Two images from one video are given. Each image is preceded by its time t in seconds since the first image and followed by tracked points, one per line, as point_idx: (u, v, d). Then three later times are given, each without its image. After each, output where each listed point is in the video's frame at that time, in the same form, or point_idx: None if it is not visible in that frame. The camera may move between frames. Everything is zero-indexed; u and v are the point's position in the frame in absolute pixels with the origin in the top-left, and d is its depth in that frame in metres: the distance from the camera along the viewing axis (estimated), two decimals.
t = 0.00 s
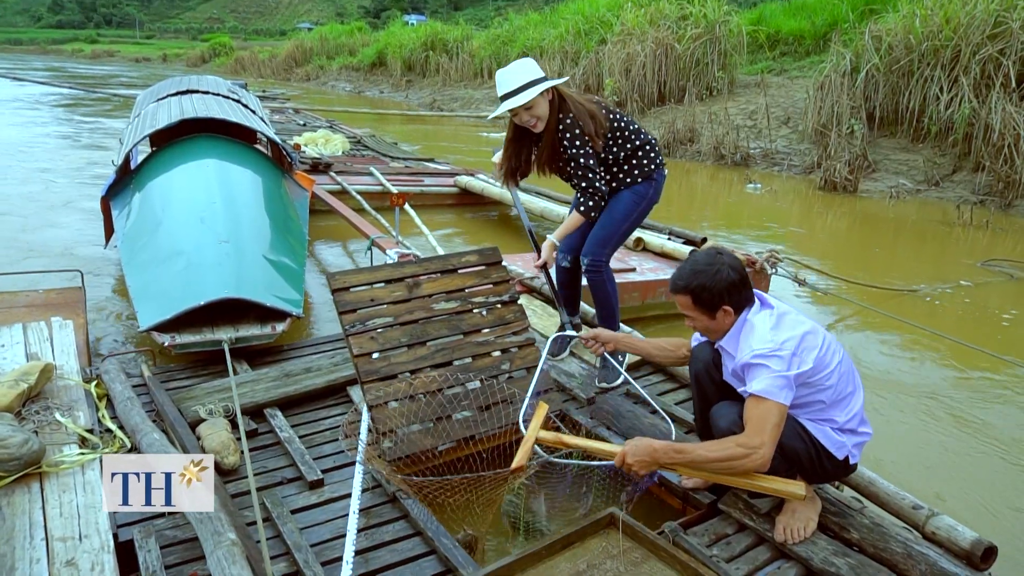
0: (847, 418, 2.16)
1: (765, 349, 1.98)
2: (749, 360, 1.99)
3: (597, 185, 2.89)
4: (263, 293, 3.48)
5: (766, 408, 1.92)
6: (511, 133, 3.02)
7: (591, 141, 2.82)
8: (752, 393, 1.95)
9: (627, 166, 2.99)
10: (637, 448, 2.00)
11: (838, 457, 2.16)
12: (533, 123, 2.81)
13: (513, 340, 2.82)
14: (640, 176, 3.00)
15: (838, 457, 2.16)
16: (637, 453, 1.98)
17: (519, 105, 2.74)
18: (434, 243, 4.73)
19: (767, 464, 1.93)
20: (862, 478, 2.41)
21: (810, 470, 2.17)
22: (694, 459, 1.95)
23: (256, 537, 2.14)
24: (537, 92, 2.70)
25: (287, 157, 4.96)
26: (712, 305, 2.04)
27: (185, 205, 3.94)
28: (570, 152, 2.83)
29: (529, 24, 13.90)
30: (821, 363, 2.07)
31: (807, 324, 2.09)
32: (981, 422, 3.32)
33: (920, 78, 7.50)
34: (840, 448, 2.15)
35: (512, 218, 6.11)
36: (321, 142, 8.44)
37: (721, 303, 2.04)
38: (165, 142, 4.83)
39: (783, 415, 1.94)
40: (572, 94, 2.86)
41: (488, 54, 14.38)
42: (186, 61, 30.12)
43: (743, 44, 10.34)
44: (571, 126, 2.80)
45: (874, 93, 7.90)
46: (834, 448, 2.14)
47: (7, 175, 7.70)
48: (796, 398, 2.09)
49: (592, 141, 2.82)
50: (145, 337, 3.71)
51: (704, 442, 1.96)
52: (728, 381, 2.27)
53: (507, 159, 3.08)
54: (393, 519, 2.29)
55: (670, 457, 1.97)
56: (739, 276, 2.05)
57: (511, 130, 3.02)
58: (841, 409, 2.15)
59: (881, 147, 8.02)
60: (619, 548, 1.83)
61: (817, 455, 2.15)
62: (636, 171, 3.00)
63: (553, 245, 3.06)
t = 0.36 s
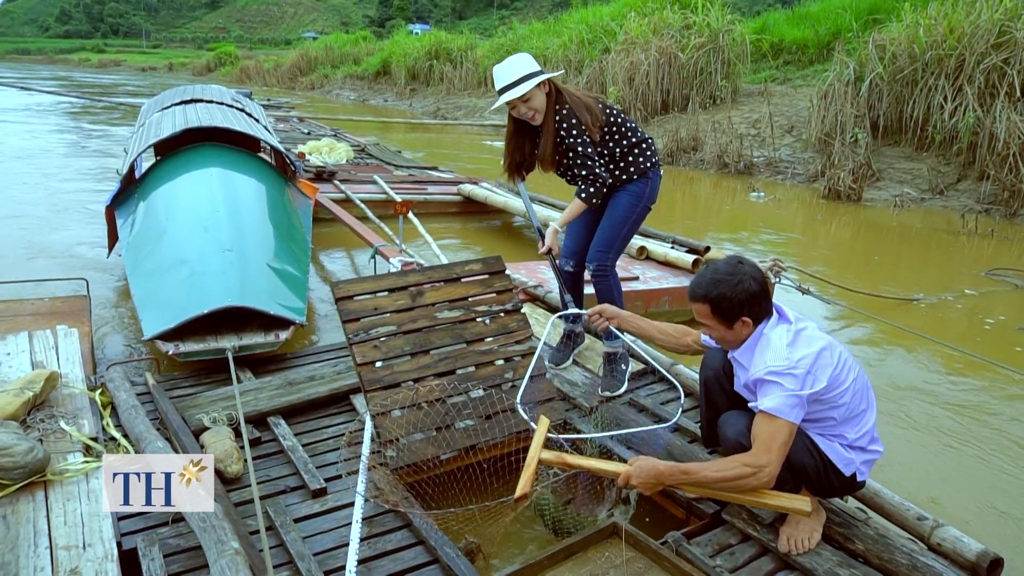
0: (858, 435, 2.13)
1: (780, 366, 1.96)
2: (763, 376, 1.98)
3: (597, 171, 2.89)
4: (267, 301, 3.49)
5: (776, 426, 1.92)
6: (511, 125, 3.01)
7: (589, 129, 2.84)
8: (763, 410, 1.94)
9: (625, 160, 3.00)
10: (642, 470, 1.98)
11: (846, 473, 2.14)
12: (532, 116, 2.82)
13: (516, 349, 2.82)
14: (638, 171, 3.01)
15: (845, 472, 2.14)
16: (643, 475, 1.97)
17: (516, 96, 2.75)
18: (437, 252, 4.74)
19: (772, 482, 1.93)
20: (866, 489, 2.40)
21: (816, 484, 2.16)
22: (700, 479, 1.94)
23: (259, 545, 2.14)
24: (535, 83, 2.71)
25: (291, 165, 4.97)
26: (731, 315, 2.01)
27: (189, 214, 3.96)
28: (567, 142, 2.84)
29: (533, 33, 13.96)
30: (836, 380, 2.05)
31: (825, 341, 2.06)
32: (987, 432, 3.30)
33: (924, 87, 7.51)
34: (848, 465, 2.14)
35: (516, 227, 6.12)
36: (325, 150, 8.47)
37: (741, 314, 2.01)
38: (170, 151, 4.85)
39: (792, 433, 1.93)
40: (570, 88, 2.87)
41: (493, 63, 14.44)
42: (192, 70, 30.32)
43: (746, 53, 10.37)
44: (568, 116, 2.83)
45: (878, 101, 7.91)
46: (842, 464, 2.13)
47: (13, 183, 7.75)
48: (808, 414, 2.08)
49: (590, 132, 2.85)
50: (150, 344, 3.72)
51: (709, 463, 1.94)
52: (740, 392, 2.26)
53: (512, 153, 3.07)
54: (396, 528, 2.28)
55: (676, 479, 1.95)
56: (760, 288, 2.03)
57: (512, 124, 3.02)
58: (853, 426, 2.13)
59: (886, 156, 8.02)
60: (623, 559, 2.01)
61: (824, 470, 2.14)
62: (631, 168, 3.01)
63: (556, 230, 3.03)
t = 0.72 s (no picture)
0: (867, 408, 2.13)
1: (777, 358, 1.95)
2: (760, 369, 1.97)
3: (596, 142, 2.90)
4: (267, 308, 3.49)
5: (778, 416, 1.91)
6: (507, 111, 3.08)
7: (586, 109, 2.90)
8: (763, 403, 1.94)
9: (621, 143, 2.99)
10: (652, 474, 2.04)
11: (860, 449, 2.14)
12: (528, 97, 2.87)
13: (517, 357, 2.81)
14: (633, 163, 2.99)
15: (859, 449, 2.14)
16: (653, 479, 2.03)
17: (511, 77, 2.79)
18: (438, 258, 4.73)
19: (781, 473, 1.94)
20: (867, 497, 2.39)
21: (830, 463, 2.17)
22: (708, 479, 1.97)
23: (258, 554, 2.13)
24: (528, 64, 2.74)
25: (292, 172, 4.98)
26: (731, 302, 2.00)
27: (190, 221, 3.96)
28: (563, 119, 2.88)
29: (534, 40, 14.01)
30: (837, 359, 2.02)
31: (822, 318, 2.03)
32: (988, 439, 3.29)
33: (925, 94, 7.52)
34: (861, 441, 2.13)
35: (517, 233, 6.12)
36: (326, 157, 8.48)
37: (741, 302, 2.00)
38: (171, 158, 4.87)
39: (796, 422, 1.93)
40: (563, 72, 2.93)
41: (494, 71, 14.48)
42: (194, 77, 30.46)
43: (747, 60, 10.39)
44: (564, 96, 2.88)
45: (879, 108, 7.92)
46: (854, 441, 2.13)
47: (15, 189, 7.77)
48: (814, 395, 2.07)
49: (585, 114, 2.91)
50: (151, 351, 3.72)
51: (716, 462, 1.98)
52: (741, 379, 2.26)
53: (507, 138, 3.14)
54: (395, 536, 2.28)
55: (685, 480, 2.00)
56: (760, 274, 2.02)
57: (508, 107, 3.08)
58: (861, 400, 2.12)
59: (886, 163, 8.03)
60: (623, 567, 2.02)
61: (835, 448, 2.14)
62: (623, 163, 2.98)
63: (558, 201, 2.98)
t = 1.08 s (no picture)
0: (874, 348, 2.13)
1: (784, 317, 1.94)
2: (768, 328, 1.96)
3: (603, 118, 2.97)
4: (268, 315, 3.49)
5: (784, 374, 1.92)
6: (508, 93, 3.15)
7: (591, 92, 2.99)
8: (771, 362, 1.94)
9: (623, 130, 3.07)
10: (664, 459, 2.02)
11: (868, 395, 2.16)
12: (533, 75, 2.95)
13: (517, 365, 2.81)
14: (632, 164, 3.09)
15: (867, 394, 2.15)
16: (666, 465, 2.00)
17: (519, 51, 2.89)
18: (438, 265, 4.73)
19: (786, 430, 1.96)
20: (868, 506, 2.39)
21: (842, 412, 2.18)
22: (718, 455, 2.00)
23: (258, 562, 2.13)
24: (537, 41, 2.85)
25: (293, 179, 4.99)
26: (742, 257, 1.97)
27: (192, 227, 3.97)
28: (569, 95, 2.95)
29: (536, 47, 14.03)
30: (844, 306, 2.01)
31: (829, 268, 2.01)
32: (989, 447, 3.29)
33: (925, 101, 7.52)
34: (870, 386, 2.15)
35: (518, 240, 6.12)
36: (328, 163, 8.49)
37: (753, 255, 1.98)
38: (172, 164, 4.87)
39: (802, 380, 1.94)
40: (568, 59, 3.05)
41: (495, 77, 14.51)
42: (196, 83, 30.53)
43: (747, 67, 10.41)
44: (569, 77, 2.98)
45: (879, 115, 7.93)
46: (863, 387, 2.14)
47: (16, 195, 7.78)
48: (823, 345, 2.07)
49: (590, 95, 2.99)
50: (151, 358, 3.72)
51: (722, 437, 2.01)
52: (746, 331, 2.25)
53: (508, 123, 3.20)
54: (396, 544, 2.28)
55: (697, 460, 2.00)
56: (772, 226, 1.99)
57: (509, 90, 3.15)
58: (869, 340, 2.12)
59: (887, 170, 8.04)
60: None
61: (843, 398, 2.16)
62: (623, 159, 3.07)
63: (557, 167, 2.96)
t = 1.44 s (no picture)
0: (867, 332, 2.12)
1: (784, 314, 1.91)
2: (767, 326, 1.94)
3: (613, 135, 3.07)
4: (264, 347, 3.49)
5: (782, 373, 1.91)
6: (523, 108, 3.25)
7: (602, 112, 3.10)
8: (768, 360, 1.92)
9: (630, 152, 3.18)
10: (671, 494, 2.06)
11: (863, 381, 2.15)
12: (548, 94, 3.05)
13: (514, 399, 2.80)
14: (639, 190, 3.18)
15: (862, 380, 2.15)
16: (673, 498, 2.05)
17: (538, 69, 2.99)
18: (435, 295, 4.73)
19: (778, 424, 1.96)
20: (867, 543, 2.38)
21: (838, 403, 2.18)
22: (721, 473, 2.00)
23: None
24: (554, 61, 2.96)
25: (290, 209, 5.01)
26: (746, 252, 1.95)
27: (189, 257, 3.98)
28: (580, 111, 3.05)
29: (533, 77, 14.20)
30: (841, 294, 1.99)
31: (827, 258, 1.98)
32: (988, 478, 3.26)
33: (917, 132, 7.60)
34: (865, 372, 2.14)
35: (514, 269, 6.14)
36: (326, 192, 8.53)
37: (757, 250, 1.95)
38: (170, 194, 4.89)
39: (798, 376, 1.93)
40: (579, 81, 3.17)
41: (492, 107, 14.64)
42: (195, 111, 30.77)
43: (741, 97, 10.53)
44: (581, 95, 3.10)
45: (872, 146, 8.01)
46: (859, 375, 2.14)
47: (13, 222, 7.79)
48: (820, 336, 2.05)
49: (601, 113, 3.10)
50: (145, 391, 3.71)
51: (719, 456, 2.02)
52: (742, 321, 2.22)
53: (523, 137, 3.29)
54: None
55: (702, 486, 2.02)
56: (774, 218, 1.97)
57: (522, 105, 3.24)
58: (864, 326, 2.10)
59: (881, 200, 8.09)
60: None
61: (837, 392, 2.16)
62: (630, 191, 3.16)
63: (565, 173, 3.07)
